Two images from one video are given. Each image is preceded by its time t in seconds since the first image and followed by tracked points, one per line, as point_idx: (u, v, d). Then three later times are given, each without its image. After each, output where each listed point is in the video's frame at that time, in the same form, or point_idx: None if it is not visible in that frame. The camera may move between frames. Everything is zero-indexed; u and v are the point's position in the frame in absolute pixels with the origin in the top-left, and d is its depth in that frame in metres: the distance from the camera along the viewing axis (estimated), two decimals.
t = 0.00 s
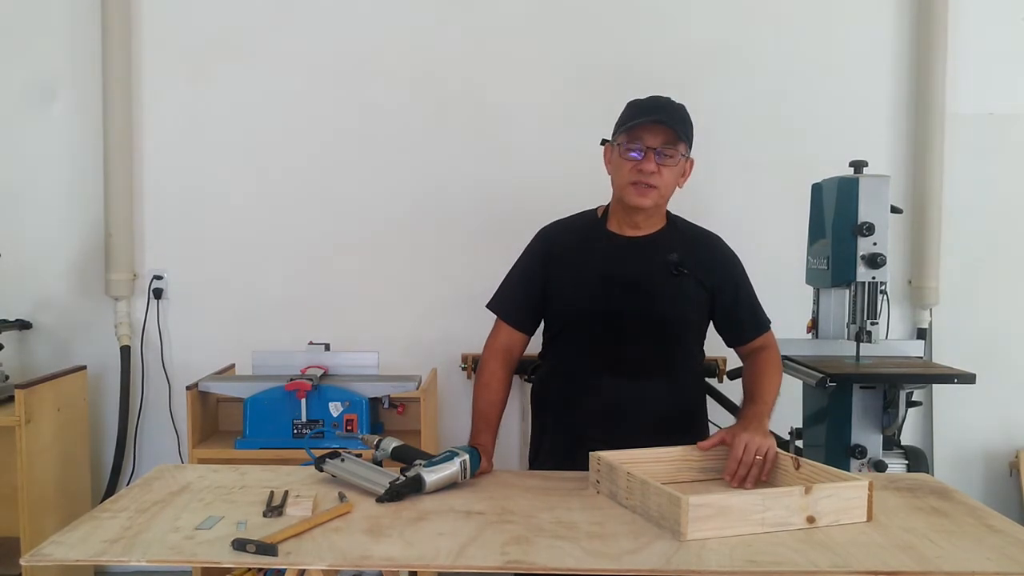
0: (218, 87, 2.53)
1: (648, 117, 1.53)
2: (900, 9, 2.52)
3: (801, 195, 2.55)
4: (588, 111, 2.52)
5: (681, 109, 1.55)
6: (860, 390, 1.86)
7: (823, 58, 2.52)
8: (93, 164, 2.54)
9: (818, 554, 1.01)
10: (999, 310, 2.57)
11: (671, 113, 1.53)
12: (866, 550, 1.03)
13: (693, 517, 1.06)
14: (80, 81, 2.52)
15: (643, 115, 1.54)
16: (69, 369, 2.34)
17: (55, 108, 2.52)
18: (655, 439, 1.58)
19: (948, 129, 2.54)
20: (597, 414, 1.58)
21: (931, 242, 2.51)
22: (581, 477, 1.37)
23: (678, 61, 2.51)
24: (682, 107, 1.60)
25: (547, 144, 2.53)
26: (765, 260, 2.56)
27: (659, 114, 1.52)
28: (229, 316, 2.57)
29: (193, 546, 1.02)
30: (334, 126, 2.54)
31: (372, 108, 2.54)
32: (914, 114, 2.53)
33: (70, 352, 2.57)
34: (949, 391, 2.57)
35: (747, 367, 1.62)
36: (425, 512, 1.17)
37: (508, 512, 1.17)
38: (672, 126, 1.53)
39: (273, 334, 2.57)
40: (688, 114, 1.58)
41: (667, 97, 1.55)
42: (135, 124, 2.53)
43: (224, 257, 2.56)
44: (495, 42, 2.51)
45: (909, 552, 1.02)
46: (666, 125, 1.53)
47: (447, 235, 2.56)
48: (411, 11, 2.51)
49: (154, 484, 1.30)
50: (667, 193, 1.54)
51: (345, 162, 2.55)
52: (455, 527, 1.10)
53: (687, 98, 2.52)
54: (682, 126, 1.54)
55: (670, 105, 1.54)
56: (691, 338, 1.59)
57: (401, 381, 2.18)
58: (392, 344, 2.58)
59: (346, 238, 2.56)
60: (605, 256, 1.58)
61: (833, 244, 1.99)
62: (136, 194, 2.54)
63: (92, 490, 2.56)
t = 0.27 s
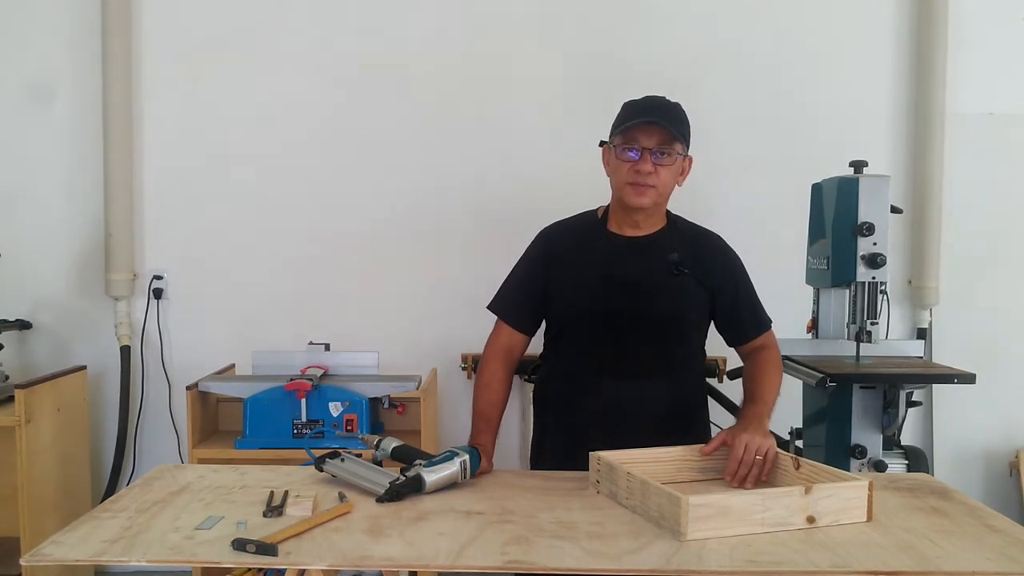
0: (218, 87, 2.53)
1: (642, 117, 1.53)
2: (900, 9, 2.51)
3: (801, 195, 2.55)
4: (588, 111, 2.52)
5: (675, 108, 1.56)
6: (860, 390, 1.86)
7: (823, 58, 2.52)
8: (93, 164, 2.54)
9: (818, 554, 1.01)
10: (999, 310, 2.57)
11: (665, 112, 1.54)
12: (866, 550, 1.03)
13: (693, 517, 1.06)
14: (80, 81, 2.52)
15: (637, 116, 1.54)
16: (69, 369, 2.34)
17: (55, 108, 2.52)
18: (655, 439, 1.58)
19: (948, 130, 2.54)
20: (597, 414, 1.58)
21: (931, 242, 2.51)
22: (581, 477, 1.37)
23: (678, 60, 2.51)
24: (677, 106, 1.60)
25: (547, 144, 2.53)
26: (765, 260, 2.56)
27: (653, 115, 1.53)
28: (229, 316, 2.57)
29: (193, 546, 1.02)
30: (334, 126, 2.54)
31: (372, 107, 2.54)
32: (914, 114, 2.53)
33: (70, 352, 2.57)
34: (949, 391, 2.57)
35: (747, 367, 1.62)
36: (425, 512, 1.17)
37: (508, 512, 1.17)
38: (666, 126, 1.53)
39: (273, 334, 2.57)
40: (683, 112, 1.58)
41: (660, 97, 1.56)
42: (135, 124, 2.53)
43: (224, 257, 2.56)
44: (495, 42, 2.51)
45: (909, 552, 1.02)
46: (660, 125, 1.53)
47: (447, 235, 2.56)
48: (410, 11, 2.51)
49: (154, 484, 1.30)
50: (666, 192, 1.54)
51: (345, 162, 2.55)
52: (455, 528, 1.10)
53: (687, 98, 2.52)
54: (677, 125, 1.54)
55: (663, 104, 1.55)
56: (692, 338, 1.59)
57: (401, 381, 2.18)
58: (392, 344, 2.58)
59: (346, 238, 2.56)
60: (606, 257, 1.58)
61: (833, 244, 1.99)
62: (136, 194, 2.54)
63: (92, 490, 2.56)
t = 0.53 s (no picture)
0: (218, 87, 2.53)
1: (642, 117, 1.54)
2: (900, 9, 2.51)
3: (801, 195, 2.55)
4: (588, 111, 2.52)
5: (674, 108, 1.56)
6: (860, 390, 1.86)
7: (823, 58, 2.52)
8: (94, 164, 2.54)
9: (818, 554, 1.01)
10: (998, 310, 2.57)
11: (664, 111, 1.54)
12: (866, 550, 1.03)
13: (693, 517, 1.06)
14: (80, 81, 2.52)
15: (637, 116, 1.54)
16: (69, 369, 2.34)
17: (55, 108, 2.52)
18: (655, 439, 1.58)
19: (948, 129, 2.54)
20: (597, 414, 1.58)
21: (931, 242, 2.51)
22: (581, 477, 1.37)
23: (678, 60, 2.51)
24: (677, 105, 1.60)
25: (548, 144, 2.53)
26: (765, 260, 2.56)
27: (653, 114, 1.53)
28: (229, 316, 2.57)
29: (193, 546, 1.02)
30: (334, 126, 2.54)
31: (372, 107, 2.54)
32: (914, 114, 2.53)
33: (70, 352, 2.57)
34: (949, 391, 2.57)
35: (747, 367, 1.62)
36: (425, 512, 1.17)
37: (508, 512, 1.17)
38: (665, 125, 1.53)
39: (273, 334, 2.57)
40: (682, 111, 1.58)
41: (659, 97, 1.56)
42: (135, 124, 2.53)
43: (224, 257, 2.56)
44: (495, 42, 2.51)
45: (909, 552, 1.02)
46: (660, 125, 1.53)
47: (447, 235, 2.56)
48: (411, 11, 2.51)
49: (154, 484, 1.30)
50: (666, 192, 1.54)
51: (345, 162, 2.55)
52: (455, 528, 1.10)
53: (687, 98, 2.52)
54: (677, 124, 1.54)
55: (663, 104, 1.55)
56: (692, 338, 1.59)
57: (401, 381, 2.18)
58: (391, 344, 2.58)
59: (346, 238, 2.56)
60: (606, 257, 1.58)
61: (833, 244, 1.99)
62: (136, 194, 2.54)
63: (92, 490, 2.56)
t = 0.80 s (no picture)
0: (218, 87, 2.53)
1: (642, 117, 1.54)
2: (900, 9, 2.51)
3: (801, 195, 2.55)
4: (588, 111, 2.52)
5: (674, 108, 1.56)
6: (860, 390, 1.86)
7: (823, 57, 2.52)
8: (93, 164, 2.54)
9: (818, 554, 1.01)
10: (998, 310, 2.57)
11: (664, 111, 1.54)
12: (866, 550, 1.03)
13: (693, 517, 1.06)
14: (80, 81, 2.52)
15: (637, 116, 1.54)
16: (69, 369, 2.34)
17: (55, 108, 2.52)
18: (655, 439, 1.58)
19: (949, 129, 2.54)
20: (597, 414, 1.58)
21: (931, 242, 2.51)
22: (581, 477, 1.37)
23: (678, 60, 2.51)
24: (677, 105, 1.61)
25: (548, 144, 2.53)
26: (765, 260, 2.56)
27: (653, 113, 1.53)
28: (229, 316, 2.57)
29: (193, 546, 1.02)
30: (334, 125, 2.54)
31: (372, 107, 2.54)
32: (914, 114, 2.53)
33: (70, 352, 2.57)
34: (949, 391, 2.57)
35: (747, 367, 1.62)
36: (425, 512, 1.17)
37: (508, 512, 1.17)
38: (665, 125, 1.53)
39: (273, 334, 2.58)
40: (682, 111, 1.58)
41: (660, 96, 1.56)
42: (136, 124, 2.53)
43: (224, 257, 2.56)
44: (495, 42, 2.51)
45: (909, 552, 1.02)
46: (660, 124, 1.53)
47: (447, 235, 2.56)
48: (411, 11, 2.51)
49: (153, 484, 1.30)
50: (665, 192, 1.54)
51: (345, 162, 2.55)
52: (455, 528, 1.10)
53: (687, 98, 2.52)
54: (677, 124, 1.55)
55: (663, 103, 1.55)
56: (691, 338, 1.60)
57: (401, 381, 2.18)
58: (391, 344, 2.58)
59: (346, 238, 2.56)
60: (606, 256, 1.58)
61: (833, 244, 1.99)
62: (136, 194, 2.54)
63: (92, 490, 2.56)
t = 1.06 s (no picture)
0: (218, 87, 2.53)
1: (642, 117, 1.54)
2: (900, 9, 2.51)
3: (801, 195, 2.55)
4: (588, 111, 2.52)
5: (673, 108, 1.56)
6: (860, 390, 1.86)
7: (824, 57, 2.52)
8: (94, 164, 2.54)
9: (818, 554, 1.01)
10: (999, 310, 2.57)
11: (664, 111, 1.54)
12: (866, 550, 1.03)
13: (693, 517, 1.06)
14: (80, 81, 2.52)
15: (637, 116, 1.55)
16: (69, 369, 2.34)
17: (55, 108, 2.52)
18: (653, 439, 1.58)
19: (949, 130, 2.54)
20: (595, 414, 1.58)
21: (931, 242, 2.51)
22: (581, 477, 1.37)
23: (678, 60, 2.51)
24: (676, 105, 1.61)
25: (548, 144, 2.53)
26: (765, 260, 2.56)
27: (652, 113, 1.53)
28: (229, 315, 2.57)
29: (193, 546, 1.02)
30: (334, 125, 2.54)
31: (372, 107, 2.54)
32: (914, 114, 2.53)
33: (70, 352, 2.57)
34: (949, 391, 2.57)
35: (745, 367, 1.62)
36: (425, 512, 1.17)
37: (508, 512, 1.17)
38: (664, 125, 1.53)
39: (273, 333, 2.57)
40: (680, 111, 1.58)
41: (659, 96, 1.56)
42: (136, 124, 2.53)
43: (224, 257, 2.56)
44: (495, 42, 2.51)
45: (909, 552, 1.02)
46: (659, 124, 1.53)
47: (447, 235, 2.56)
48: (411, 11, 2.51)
49: (153, 484, 1.30)
50: (665, 191, 1.54)
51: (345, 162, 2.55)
52: (455, 528, 1.10)
53: (687, 98, 2.52)
54: (676, 124, 1.55)
55: (663, 103, 1.55)
56: (690, 338, 1.60)
57: (401, 381, 2.18)
58: (391, 344, 2.58)
59: (346, 238, 2.56)
60: (605, 256, 1.58)
61: (833, 244, 1.99)
62: (136, 194, 2.54)
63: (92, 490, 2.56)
